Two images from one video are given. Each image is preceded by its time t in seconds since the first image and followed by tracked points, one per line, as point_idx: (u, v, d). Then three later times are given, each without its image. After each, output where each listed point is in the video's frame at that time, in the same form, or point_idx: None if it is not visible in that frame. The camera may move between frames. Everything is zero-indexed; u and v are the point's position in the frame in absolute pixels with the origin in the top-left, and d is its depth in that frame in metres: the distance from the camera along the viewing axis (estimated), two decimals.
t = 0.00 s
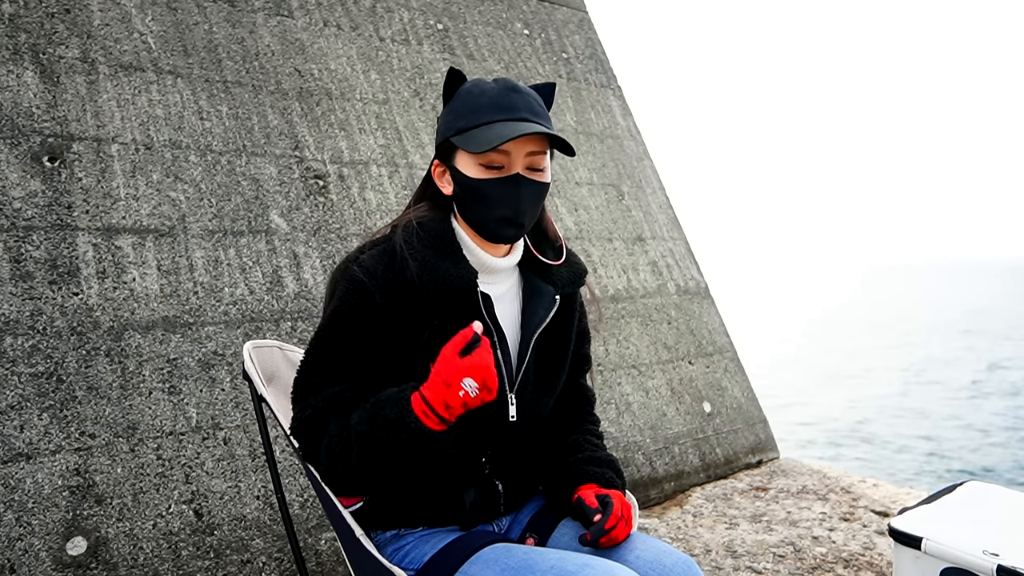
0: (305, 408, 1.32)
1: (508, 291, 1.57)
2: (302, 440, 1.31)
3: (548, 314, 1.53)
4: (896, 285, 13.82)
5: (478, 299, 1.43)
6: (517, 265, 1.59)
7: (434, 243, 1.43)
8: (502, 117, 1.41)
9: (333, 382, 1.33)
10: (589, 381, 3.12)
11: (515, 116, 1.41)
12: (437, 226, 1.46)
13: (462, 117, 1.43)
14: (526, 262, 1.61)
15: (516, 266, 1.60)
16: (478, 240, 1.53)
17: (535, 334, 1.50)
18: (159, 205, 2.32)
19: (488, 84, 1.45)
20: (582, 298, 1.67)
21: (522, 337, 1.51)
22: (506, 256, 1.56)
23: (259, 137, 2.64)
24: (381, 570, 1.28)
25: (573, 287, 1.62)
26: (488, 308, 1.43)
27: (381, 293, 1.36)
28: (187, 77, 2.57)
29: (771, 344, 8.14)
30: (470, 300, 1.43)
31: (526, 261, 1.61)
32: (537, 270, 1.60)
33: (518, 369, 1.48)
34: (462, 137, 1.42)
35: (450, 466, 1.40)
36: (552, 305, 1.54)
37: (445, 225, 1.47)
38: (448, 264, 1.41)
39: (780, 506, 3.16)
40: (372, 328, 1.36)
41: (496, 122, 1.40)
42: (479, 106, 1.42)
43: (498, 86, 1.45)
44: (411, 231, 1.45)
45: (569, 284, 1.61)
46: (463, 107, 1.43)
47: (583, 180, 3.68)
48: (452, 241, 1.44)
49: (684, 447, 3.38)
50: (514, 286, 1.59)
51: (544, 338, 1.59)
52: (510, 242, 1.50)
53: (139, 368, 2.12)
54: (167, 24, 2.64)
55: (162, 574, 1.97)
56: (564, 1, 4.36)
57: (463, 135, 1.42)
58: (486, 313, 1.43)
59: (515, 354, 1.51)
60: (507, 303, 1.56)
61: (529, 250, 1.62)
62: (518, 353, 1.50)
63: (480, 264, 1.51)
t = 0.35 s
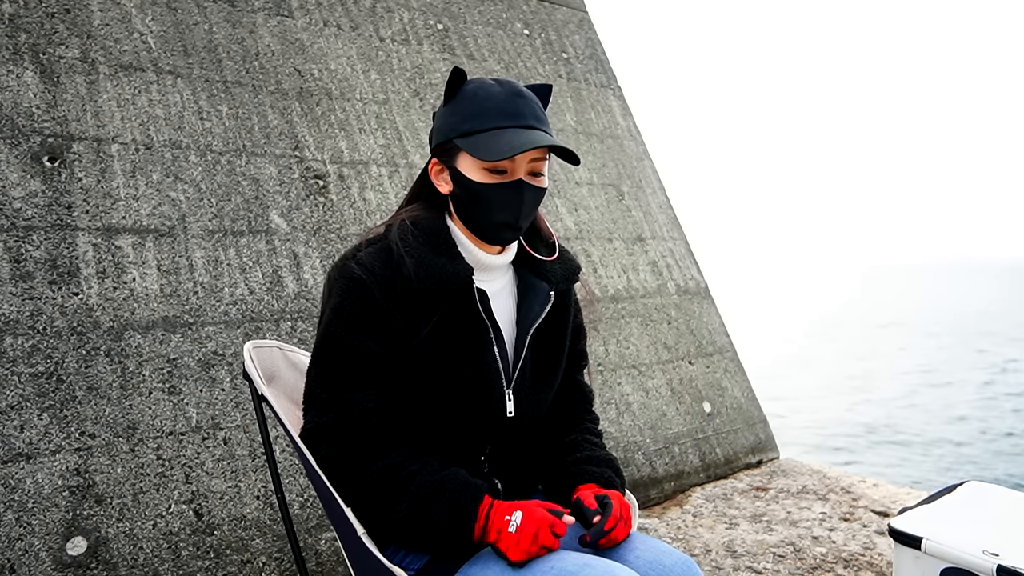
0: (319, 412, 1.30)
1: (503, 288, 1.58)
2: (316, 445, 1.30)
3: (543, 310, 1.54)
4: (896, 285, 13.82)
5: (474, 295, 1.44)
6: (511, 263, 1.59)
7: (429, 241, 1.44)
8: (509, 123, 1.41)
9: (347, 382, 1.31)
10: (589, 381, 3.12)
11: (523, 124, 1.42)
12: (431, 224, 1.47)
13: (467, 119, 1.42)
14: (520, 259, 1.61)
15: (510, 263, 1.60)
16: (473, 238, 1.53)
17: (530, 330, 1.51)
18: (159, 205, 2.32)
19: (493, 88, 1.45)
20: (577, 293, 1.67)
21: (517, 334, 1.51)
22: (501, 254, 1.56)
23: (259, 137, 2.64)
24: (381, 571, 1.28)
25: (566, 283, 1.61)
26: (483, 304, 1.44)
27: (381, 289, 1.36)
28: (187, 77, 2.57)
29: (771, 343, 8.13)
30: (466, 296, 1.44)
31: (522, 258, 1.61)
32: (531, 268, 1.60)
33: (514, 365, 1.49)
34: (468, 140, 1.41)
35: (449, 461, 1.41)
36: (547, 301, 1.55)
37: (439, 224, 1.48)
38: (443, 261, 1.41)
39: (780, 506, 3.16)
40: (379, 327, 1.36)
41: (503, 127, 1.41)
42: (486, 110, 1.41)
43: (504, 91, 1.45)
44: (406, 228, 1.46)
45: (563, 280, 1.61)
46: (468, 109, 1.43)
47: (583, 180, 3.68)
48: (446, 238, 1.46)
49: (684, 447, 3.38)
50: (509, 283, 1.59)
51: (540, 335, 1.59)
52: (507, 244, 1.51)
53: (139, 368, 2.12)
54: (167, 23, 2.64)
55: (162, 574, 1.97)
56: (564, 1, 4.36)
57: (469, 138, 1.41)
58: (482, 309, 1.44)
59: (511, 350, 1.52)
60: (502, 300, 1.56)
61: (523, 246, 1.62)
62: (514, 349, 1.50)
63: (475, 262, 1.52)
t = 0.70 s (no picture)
0: (318, 412, 1.30)
1: (502, 288, 1.58)
2: (316, 445, 1.30)
3: (542, 309, 1.55)
4: (896, 285, 13.82)
5: (473, 294, 1.44)
6: (510, 262, 1.60)
7: (428, 241, 1.44)
8: (507, 121, 1.42)
9: (346, 382, 1.31)
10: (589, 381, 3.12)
11: (521, 121, 1.42)
12: (430, 224, 1.47)
13: (466, 118, 1.42)
14: (519, 258, 1.62)
15: (509, 262, 1.60)
16: (472, 237, 1.53)
17: (529, 329, 1.51)
18: (159, 205, 2.32)
19: (490, 87, 1.45)
20: (576, 292, 1.67)
21: (516, 333, 1.52)
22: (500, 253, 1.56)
23: (259, 137, 2.64)
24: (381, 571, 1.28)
25: (565, 283, 1.62)
26: (482, 304, 1.44)
27: (380, 289, 1.36)
28: (187, 77, 2.57)
29: (771, 343, 8.13)
30: (465, 295, 1.44)
31: (520, 257, 1.62)
32: (530, 268, 1.60)
33: (514, 365, 1.49)
34: (467, 139, 1.41)
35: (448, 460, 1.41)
36: (546, 301, 1.55)
37: (439, 224, 1.48)
38: (442, 260, 1.42)
39: (780, 506, 3.16)
40: (378, 326, 1.36)
41: (502, 125, 1.41)
42: (484, 108, 1.42)
43: (502, 89, 1.45)
44: (405, 228, 1.46)
45: (562, 279, 1.61)
46: (466, 108, 1.43)
47: (583, 180, 3.68)
48: (446, 238, 1.46)
49: (684, 447, 3.38)
50: (508, 282, 1.59)
51: (539, 334, 1.59)
52: (507, 242, 1.51)
53: (139, 368, 2.12)
54: (167, 24, 2.64)
55: (162, 574, 1.97)
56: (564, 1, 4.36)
57: (468, 137, 1.41)
58: (480, 308, 1.44)
59: (510, 349, 1.52)
60: (501, 299, 1.56)
61: (522, 245, 1.62)
62: (513, 349, 1.51)
63: (474, 261, 1.53)
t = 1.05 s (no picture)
0: (318, 412, 1.30)
1: (502, 288, 1.58)
2: (316, 445, 1.30)
3: (542, 309, 1.55)
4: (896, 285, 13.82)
5: (472, 294, 1.44)
6: (511, 262, 1.60)
7: (429, 241, 1.44)
8: (508, 120, 1.42)
9: (347, 382, 1.31)
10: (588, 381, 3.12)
11: (521, 121, 1.42)
12: (431, 224, 1.47)
13: (466, 117, 1.42)
14: (519, 258, 1.62)
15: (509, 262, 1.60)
16: (472, 237, 1.53)
17: (529, 329, 1.51)
18: (159, 205, 2.32)
19: (490, 86, 1.45)
20: (576, 293, 1.67)
21: (516, 333, 1.52)
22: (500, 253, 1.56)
23: (259, 137, 2.64)
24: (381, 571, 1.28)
25: (565, 283, 1.62)
26: (482, 304, 1.44)
27: (380, 289, 1.36)
28: (187, 77, 2.57)
29: (771, 343, 8.13)
30: (465, 295, 1.44)
31: (520, 257, 1.62)
32: (530, 267, 1.60)
33: (514, 365, 1.49)
34: (467, 138, 1.41)
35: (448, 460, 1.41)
36: (546, 301, 1.55)
37: (439, 224, 1.48)
38: (442, 260, 1.42)
39: (780, 506, 3.16)
40: (379, 326, 1.35)
41: (502, 125, 1.41)
42: (484, 107, 1.42)
43: (502, 89, 1.45)
44: (405, 228, 1.46)
45: (562, 280, 1.61)
46: (467, 108, 1.43)
47: (583, 180, 3.68)
48: (446, 238, 1.46)
49: (684, 447, 3.38)
50: (508, 282, 1.59)
51: (539, 334, 1.59)
52: (507, 242, 1.51)
53: (139, 368, 2.12)
54: (167, 24, 2.64)
55: (162, 574, 1.97)
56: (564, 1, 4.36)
57: (468, 136, 1.41)
58: (480, 308, 1.44)
59: (510, 349, 1.52)
60: (501, 299, 1.56)
61: (522, 245, 1.62)
62: (513, 349, 1.51)
63: (474, 261, 1.52)
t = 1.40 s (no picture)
0: (318, 412, 1.30)
1: (502, 289, 1.58)
2: (316, 445, 1.30)
3: (542, 310, 1.55)
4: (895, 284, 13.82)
5: (473, 295, 1.44)
6: (511, 263, 1.60)
7: (429, 242, 1.44)
8: (509, 120, 1.42)
9: (347, 382, 1.31)
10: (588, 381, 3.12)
11: (523, 120, 1.42)
12: (431, 225, 1.47)
13: (467, 117, 1.42)
14: (519, 259, 1.62)
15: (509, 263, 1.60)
16: (472, 238, 1.53)
17: (530, 330, 1.51)
18: (159, 205, 2.32)
19: (491, 86, 1.45)
20: (576, 294, 1.68)
21: (516, 334, 1.52)
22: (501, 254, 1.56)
23: (259, 137, 2.64)
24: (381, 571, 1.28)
25: (565, 284, 1.62)
26: (482, 304, 1.44)
27: (381, 289, 1.36)
28: (187, 77, 2.57)
29: (771, 343, 8.13)
30: (465, 297, 1.44)
31: (520, 258, 1.62)
32: (530, 268, 1.60)
33: (514, 366, 1.49)
34: (468, 138, 1.41)
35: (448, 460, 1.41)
36: (546, 301, 1.55)
37: (440, 224, 1.48)
38: (443, 261, 1.42)
39: (780, 506, 3.16)
40: (378, 327, 1.35)
41: (503, 124, 1.41)
42: (485, 106, 1.42)
43: (502, 89, 1.45)
44: (406, 229, 1.46)
45: (562, 281, 1.61)
46: (468, 108, 1.43)
47: (583, 180, 3.68)
48: (447, 240, 1.46)
49: (684, 447, 3.38)
50: (508, 283, 1.59)
51: (539, 336, 1.59)
52: (507, 242, 1.50)
53: (138, 368, 2.12)
54: (167, 24, 2.64)
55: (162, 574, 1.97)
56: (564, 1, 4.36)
57: (469, 136, 1.41)
58: (480, 309, 1.44)
59: (511, 350, 1.52)
60: (501, 300, 1.56)
61: (522, 247, 1.62)
62: (513, 350, 1.51)
63: (475, 262, 1.52)
